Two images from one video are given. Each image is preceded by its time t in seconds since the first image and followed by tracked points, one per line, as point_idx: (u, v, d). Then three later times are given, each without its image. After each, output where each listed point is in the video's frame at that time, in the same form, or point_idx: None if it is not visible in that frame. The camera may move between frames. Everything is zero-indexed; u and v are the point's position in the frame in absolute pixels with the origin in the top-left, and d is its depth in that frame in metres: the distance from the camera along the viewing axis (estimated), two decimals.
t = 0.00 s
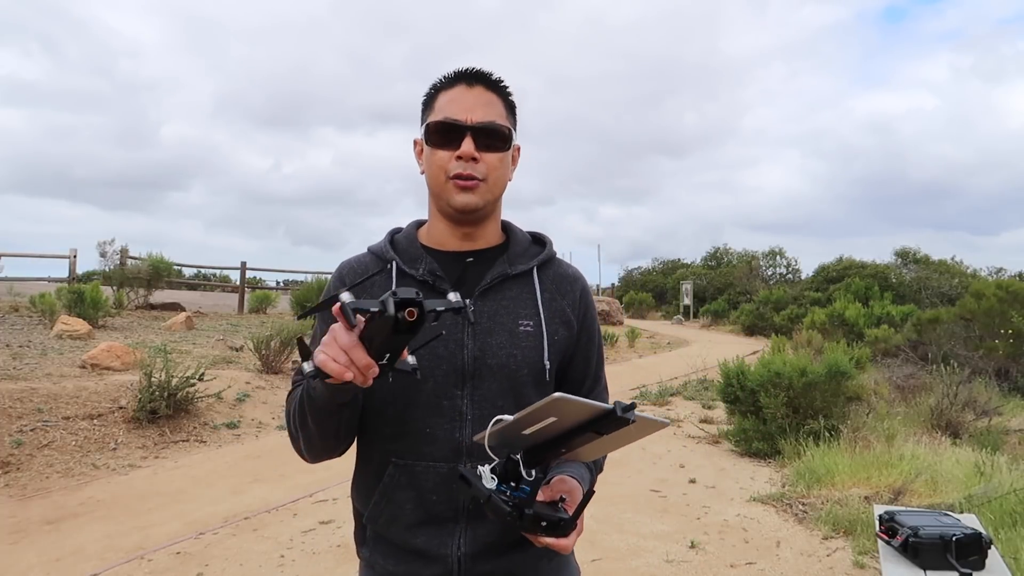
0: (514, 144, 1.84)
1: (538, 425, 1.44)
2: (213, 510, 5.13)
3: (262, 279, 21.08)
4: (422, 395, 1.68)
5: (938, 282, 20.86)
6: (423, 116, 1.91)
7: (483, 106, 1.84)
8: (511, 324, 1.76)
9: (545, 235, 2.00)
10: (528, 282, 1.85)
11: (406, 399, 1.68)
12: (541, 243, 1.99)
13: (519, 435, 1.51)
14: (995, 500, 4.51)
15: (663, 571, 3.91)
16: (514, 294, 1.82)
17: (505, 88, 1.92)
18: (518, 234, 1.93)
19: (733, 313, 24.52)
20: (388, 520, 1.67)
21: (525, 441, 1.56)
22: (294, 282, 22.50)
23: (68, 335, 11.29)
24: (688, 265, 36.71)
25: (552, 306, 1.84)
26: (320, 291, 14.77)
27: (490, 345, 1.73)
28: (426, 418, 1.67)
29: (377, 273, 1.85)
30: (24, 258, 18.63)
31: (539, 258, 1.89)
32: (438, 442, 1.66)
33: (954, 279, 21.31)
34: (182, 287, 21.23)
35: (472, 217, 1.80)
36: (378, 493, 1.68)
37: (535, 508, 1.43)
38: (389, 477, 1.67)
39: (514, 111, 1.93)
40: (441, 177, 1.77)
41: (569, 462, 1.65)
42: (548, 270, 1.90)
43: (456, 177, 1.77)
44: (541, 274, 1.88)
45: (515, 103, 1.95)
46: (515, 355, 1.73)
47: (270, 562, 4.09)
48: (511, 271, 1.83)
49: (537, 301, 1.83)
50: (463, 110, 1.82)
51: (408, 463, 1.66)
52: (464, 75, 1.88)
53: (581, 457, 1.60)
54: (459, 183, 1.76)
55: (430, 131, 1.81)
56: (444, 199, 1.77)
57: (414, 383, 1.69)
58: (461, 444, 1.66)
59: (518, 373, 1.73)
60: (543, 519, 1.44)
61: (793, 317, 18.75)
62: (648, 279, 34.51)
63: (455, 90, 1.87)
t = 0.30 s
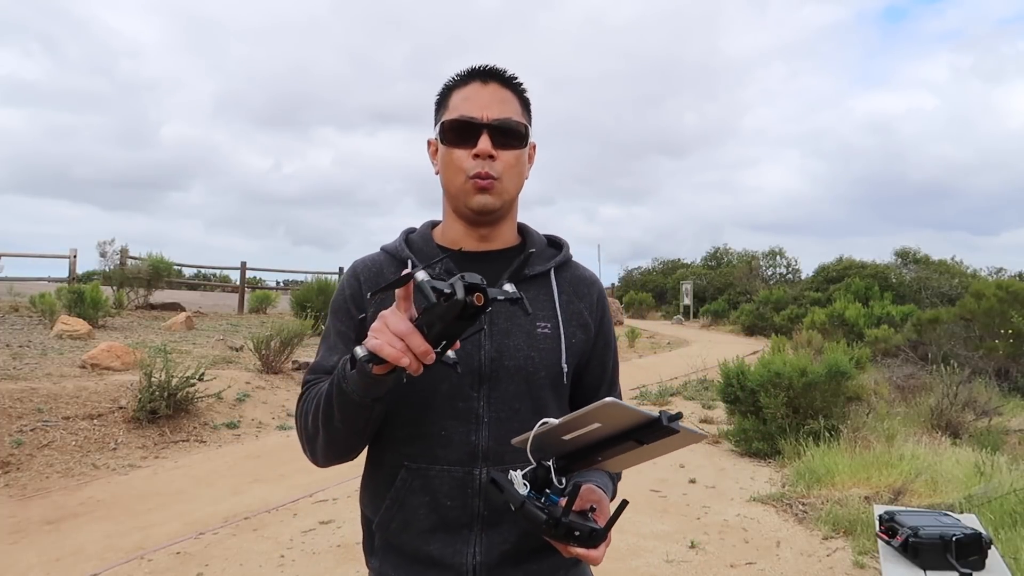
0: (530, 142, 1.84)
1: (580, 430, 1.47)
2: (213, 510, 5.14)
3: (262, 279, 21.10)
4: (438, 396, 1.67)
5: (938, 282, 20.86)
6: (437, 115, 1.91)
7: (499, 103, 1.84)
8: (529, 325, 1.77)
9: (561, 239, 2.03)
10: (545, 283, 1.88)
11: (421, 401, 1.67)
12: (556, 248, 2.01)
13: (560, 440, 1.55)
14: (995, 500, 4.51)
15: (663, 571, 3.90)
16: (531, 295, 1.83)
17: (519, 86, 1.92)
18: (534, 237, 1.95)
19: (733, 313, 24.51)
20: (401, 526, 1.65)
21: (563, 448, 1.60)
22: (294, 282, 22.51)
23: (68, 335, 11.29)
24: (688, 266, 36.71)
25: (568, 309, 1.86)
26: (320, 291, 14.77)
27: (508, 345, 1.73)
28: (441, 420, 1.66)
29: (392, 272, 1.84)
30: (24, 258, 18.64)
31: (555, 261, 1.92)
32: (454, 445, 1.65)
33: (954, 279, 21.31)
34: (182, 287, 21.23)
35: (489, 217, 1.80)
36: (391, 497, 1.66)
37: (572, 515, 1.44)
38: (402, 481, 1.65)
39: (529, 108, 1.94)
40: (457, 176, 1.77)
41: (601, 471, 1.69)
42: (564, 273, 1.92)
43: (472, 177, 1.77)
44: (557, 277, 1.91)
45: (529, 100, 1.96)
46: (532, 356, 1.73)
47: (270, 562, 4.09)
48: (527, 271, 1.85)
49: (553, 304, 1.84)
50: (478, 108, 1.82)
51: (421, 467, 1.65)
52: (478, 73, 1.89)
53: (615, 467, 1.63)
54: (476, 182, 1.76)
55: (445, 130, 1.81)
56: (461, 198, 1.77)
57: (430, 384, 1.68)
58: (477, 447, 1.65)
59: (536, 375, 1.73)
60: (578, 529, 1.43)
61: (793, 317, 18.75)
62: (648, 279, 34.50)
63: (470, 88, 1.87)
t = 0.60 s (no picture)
0: (554, 132, 1.84)
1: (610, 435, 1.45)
2: (213, 510, 5.14)
3: (262, 279, 21.11)
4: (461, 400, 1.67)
5: (938, 283, 20.87)
6: (459, 108, 1.91)
7: (521, 95, 1.84)
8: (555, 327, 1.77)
9: (589, 238, 2.03)
10: (574, 282, 1.86)
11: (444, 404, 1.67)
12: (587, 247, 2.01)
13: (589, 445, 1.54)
14: (995, 500, 4.51)
15: (664, 571, 3.90)
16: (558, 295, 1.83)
17: (541, 75, 1.92)
18: (562, 234, 1.95)
19: (733, 313, 24.51)
20: (421, 535, 1.64)
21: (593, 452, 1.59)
22: (294, 282, 22.51)
23: (68, 335, 11.29)
24: (688, 266, 36.72)
25: (595, 310, 1.85)
26: (320, 291, 14.77)
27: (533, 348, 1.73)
28: (464, 425, 1.66)
29: (413, 269, 1.83)
30: (25, 258, 18.65)
31: (584, 259, 1.90)
32: (477, 451, 1.65)
33: (954, 279, 21.31)
34: (183, 287, 21.24)
35: (514, 212, 1.81)
36: (411, 505, 1.66)
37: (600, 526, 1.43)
38: (422, 488, 1.65)
39: (552, 98, 1.94)
40: (481, 172, 1.78)
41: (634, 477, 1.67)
42: (593, 272, 1.92)
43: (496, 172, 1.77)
44: (586, 276, 1.90)
45: (553, 89, 1.96)
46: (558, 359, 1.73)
47: (270, 562, 4.09)
48: (554, 271, 1.83)
49: (581, 305, 1.84)
50: (501, 100, 1.82)
51: (443, 474, 1.65)
52: (499, 65, 1.89)
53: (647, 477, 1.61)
54: (499, 177, 1.77)
55: (467, 124, 1.81)
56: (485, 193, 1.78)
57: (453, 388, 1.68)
58: (501, 453, 1.66)
59: (562, 379, 1.73)
60: (607, 541, 1.43)
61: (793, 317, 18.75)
62: (648, 279, 34.50)
63: (491, 80, 1.87)
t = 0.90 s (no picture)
0: (582, 126, 1.84)
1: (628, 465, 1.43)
2: (213, 511, 5.14)
3: (261, 280, 21.12)
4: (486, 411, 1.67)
5: (938, 283, 20.87)
6: (484, 104, 1.91)
7: (546, 89, 1.83)
8: (584, 335, 1.77)
9: (624, 236, 2.01)
10: (604, 287, 1.85)
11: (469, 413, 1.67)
12: (621, 246, 1.99)
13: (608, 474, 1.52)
14: (995, 500, 4.51)
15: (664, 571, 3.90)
16: (589, 301, 1.82)
17: (568, 66, 1.91)
18: (594, 235, 1.93)
19: (733, 313, 24.50)
20: (443, 547, 1.65)
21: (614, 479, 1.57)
22: (294, 282, 22.52)
23: (68, 335, 11.29)
24: (688, 266, 36.71)
25: (628, 315, 1.83)
26: (320, 291, 14.77)
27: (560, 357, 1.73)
28: (489, 437, 1.67)
29: (438, 273, 1.83)
30: (24, 258, 18.66)
31: (616, 261, 1.89)
32: (503, 464, 1.65)
33: (953, 279, 21.31)
34: (183, 287, 21.24)
35: (542, 213, 1.80)
36: (432, 516, 1.67)
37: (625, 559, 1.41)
38: (445, 500, 1.66)
39: (580, 89, 1.93)
40: (507, 171, 1.78)
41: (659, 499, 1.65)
42: (626, 275, 1.89)
43: (522, 171, 1.77)
44: (618, 279, 1.88)
45: (580, 79, 1.95)
46: (586, 369, 1.73)
47: (270, 562, 4.09)
48: (585, 276, 1.82)
49: (612, 310, 1.82)
50: (526, 95, 1.82)
51: (466, 486, 1.66)
52: (524, 57, 1.89)
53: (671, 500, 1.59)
54: (525, 177, 1.76)
55: (492, 122, 1.81)
56: (511, 194, 1.78)
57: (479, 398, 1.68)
58: (527, 466, 1.65)
59: (591, 390, 1.72)
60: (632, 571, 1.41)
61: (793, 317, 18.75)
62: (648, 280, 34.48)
63: (515, 75, 1.87)
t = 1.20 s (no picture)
0: (583, 123, 1.83)
1: (626, 447, 1.43)
2: (213, 511, 5.13)
3: (261, 279, 21.12)
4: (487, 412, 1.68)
5: (938, 283, 20.87)
6: (484, 101, 1.92)
7: (546, 86, 1.83)
8: (587, 334, 1.76)
9: (627, 234, 2.01)
10: (607, 285, 1.85)
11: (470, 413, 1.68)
12: (625, 244, 1.99)
13: (609, 463, 1.51)
14: (995, 500, 4.51)
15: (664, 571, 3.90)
16: (592, 299, 1.81)
17: (568, 63, 1.91)
18: (597, 233, 1.93)
19: (733, 314, 24.49)
20: (444, 552, 1.65)
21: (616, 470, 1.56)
22: (294, 282, 22.53)
23: (68, 335, 11.29)
24: (688, 266, 36.71)
25: (631, 315, 1.83)
26: (320, 291, 14.78)
27: (562, 356, 1.73)
28: (490, 438, 1.67)
29: (438, 272, 1.84)
30: (24, 258, 18.66)
31: (619, 260, 1.88)
32: (504, 466, 1.65)
33: (954, 279, 21.30)
34: (183, 287, 21.25)
35: (543, 212, 1.80)
36: (433, 519, 1.67)
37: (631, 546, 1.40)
38: (447, 503, 1.67)
39: (581, 86, 1.93)
40: (506, 170, 1.78)
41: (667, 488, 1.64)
42: (630, 273, 1.89)
43: (522, 169, 1.77)
44: (622, 276, 1.88)
45: (581, 76, 1.95)
46: (589, 368, 1.73)
47: (270, 562, 4.09)
48: (587, 274, 1.82)
49: (615, 309, 1.82)
50: (526, 92, 1.82)
51: (468, 489, 1.66)
52: (524, 54, 1.89)
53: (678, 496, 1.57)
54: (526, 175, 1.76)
55: (491, 119, 1.82)
56: (511, 193, 1.78)
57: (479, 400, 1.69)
58: (528, 469, 1.65)
59: (594, 390, 1.72)
60: (638, 561, 1.41)
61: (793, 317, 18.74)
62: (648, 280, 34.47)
63: (515, 71, 1.87)
